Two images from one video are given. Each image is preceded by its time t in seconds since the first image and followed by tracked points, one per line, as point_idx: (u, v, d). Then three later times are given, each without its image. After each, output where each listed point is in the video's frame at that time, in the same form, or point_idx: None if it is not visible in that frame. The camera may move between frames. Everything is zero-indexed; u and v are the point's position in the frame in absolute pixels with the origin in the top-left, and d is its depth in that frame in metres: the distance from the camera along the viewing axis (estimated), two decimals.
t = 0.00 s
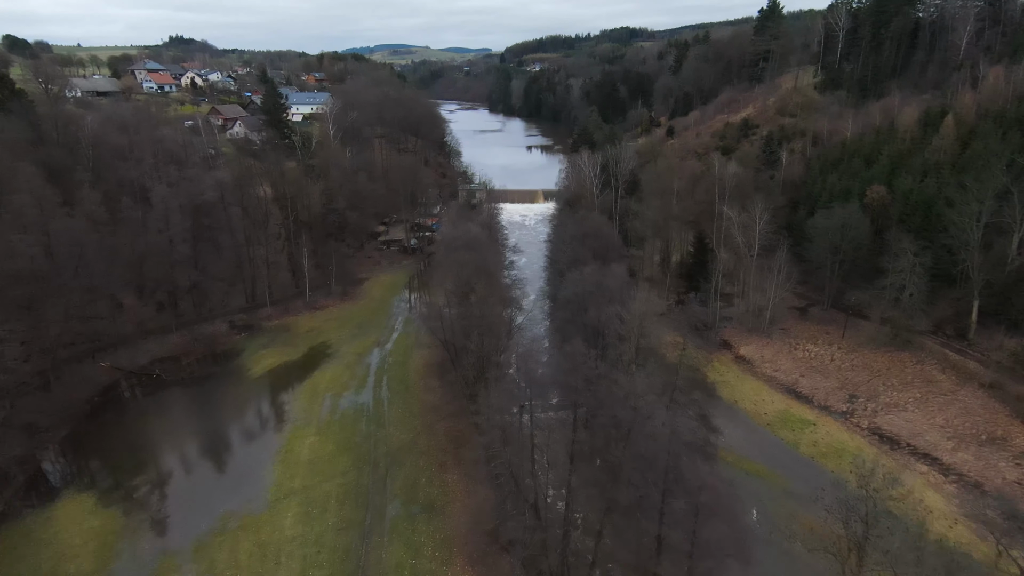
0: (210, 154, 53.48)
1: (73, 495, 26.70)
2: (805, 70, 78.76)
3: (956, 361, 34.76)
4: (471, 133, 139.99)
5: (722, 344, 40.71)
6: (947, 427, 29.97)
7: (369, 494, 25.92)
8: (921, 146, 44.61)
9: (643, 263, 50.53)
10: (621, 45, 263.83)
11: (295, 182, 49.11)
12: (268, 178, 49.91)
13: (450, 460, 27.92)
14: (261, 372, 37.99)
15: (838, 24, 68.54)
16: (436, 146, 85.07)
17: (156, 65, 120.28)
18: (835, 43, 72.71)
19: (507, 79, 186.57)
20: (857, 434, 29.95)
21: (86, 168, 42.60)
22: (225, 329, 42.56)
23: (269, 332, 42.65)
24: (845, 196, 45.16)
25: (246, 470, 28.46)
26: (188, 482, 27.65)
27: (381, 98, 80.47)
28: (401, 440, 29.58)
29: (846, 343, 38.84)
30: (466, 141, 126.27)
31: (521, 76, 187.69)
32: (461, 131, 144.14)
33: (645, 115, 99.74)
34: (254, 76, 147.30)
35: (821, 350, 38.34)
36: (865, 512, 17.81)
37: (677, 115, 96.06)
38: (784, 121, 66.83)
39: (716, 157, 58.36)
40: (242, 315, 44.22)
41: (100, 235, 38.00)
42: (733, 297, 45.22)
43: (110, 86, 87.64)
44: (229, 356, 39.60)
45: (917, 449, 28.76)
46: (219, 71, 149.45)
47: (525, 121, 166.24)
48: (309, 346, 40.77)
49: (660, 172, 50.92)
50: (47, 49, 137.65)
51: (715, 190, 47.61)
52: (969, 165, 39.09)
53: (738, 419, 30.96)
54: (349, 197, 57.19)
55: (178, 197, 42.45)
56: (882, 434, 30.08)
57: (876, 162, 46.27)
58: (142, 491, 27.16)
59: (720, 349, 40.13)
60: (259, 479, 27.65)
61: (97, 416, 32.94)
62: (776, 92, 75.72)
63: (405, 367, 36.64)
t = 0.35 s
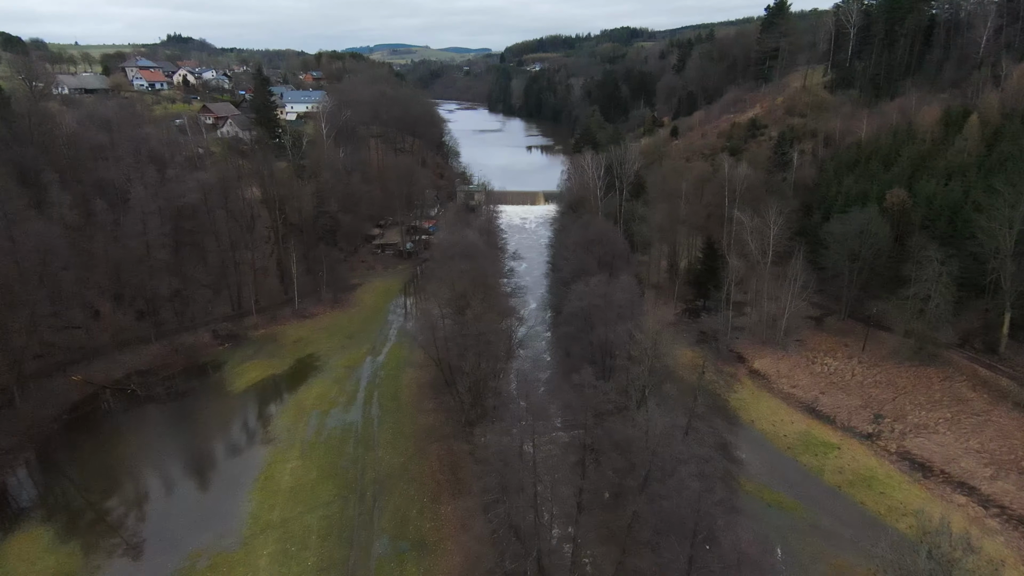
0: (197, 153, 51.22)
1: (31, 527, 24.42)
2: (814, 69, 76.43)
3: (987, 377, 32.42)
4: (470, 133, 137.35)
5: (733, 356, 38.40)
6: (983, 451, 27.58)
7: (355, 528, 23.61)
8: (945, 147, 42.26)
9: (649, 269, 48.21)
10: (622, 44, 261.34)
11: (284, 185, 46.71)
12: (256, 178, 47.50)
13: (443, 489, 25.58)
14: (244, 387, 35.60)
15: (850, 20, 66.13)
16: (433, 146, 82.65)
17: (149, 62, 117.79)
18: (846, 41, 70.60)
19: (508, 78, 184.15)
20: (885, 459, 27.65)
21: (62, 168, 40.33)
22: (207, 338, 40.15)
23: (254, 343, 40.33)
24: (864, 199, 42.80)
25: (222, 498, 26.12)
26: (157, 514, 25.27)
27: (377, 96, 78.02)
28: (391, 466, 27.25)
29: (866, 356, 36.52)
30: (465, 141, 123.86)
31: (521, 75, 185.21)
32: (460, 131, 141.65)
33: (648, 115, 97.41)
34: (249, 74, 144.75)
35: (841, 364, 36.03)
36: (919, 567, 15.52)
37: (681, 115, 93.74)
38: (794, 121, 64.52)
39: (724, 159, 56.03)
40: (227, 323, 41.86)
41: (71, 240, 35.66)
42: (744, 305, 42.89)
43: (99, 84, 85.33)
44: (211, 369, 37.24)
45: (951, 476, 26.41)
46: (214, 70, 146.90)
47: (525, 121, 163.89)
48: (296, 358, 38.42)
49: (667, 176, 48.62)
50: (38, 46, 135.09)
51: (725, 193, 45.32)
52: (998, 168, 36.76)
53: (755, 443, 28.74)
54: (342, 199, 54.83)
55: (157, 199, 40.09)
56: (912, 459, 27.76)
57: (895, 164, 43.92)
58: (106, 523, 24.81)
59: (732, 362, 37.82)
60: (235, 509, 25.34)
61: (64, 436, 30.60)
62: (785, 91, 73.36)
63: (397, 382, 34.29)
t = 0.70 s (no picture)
0: (181, 151, 48.86)
1: None
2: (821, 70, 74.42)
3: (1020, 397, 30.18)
4: (469, 133, 135.04)
5: (745, 371, 36.14)
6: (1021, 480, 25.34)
7: (333, 568, 21.37)
8: (967, 150, 40.07)
9: (654, 277, 46.00)
10: (623, 45, 259.43)
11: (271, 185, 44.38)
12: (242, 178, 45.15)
13: (432, 522, 23.32)
14: (222, 401, 33.23)
15: (861, 19, 64.04)
16: (430, 145, 80.46)
17: (140, 58, 115.27)
18: (856, 40, 68.53)
19: (507, 77, 181.99)
20: (915, 489, 25.40)
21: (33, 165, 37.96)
22: (185, 348, 37.80)
23: (236, 353, 37.98)
24: (882, 205, 40.57)
25: (190, 531, 23.85)
26: (117, 550, 23.01)
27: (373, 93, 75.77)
28: (376, 495, 25.00)
29: (887, 373, 34.27)
30: (463, 141, 121.72)
31: (521, 75, 183.09)
32: (458, 130, 139.60)
33: (651, 115, 95.36)
34: (244, 71, 142.30)
35: (860, 381, 33.78)
36: None
37: (685, 116, 91.65)
38: (803, 123, 62.41)
39: (732, 161, 53.84)
40: (208, 332, 39.52)
41: (38, 243, 33.31)
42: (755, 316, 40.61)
43: (87, 79, 82.98)
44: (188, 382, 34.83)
45: (989, 510, 24.13)
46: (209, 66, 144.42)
47: (525, 121, 161.76)
48: (279, 370, 36.07)
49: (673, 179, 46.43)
50: (28, 40, 132.53)
51: (735, 196, 43.09)
52: None
53: (773, 470, 26.50)
54: (333, 200, 52.54)
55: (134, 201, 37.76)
56: (944, 489, 25.54)
57: (914, 168, 41.75)
58: (60, 561, 22.51)
59: (744, 377, 35.51)
60: (204, 545, 23.07)
61: (23, 457, 28.22)
62: (792, 92, 71.31)
63: (386, 399, 32.01)
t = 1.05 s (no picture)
0: (162, 148, 46.39)
1: None
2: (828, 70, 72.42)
3: None
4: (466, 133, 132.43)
5: (757, 387, 33.84)
6: None
7: None
8: (989, 154, 37.95)
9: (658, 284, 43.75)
10: (622, 45, 257.83)
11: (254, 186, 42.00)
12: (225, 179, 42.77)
13: (419, 562, 21.01)
14: (195, 419, 30.80)
15: (871, 16, 61.95)
16: (426, 144, 78.06)
17: (130, 54, 112.49)
18: (865, 39, 66.43)
19: (506, 77, 179.75)
20: (948, 525, 23.19)
21: None
22: (159, 359, 35.28)
23: (214, 364, 35.57)
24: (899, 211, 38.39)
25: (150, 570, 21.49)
26: None
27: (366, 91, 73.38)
28: (357, 529, 22.66)
29: (908, 390, 32.05)
30: (460, 141, 119.45)
31: (519, 74, 180.80)
32: (455, 130, 137.18)
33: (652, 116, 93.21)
34: (238, 69, 139.56)
35: (880, 399, 31.57)
36: None
37: (686, 116, 90.71)
38: (811, 124, 60.29)
39: (739, 163, 51.66)
40: (185, 341, 37.10)
41: None
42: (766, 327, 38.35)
43: (72, 75, 80.30)
44: (160, 396, 32.32)
45: None
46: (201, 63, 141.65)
47: (523, 122, 159.49)
48: (259, 384, 33.66)
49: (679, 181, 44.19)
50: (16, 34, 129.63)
51: (744, 201, 40.85)
52: None
53: (792, 501, 24.30)
54: (322, 202, 50.14)
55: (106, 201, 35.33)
56: (980, 523, 23.33)
57: (933, 171, 39.58)
58: None
59: (756, 395, 33.27)
60: None
61: None
62: (799, 92, 69.18)
63: (372, 418, 29.67)
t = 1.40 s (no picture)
0: (144, 146, 44.10)
1: None
2: (838, 69, 70.26)
3: None
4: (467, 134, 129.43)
5: (773, 404, 31.60)
6: None
7: None
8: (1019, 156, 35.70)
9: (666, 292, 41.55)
10: (623, 45, 255.69)
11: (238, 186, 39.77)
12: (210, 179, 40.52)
13: None
14: (169, 437, 28.52)
15: (886, 13, 59.75)
16: (424, 144, 75.89)
17: (124, 51, 110.08)
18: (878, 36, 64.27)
19: (506, 77, 177.53)
20: (993, 566, 20.94)
21: None
22: (135, 371, 33.00)
23: (193, 376, 33.28)
24: (923, 215, 36.12)
25: None
26: None
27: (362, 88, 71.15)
28: (338, 568, 20.47)
29: (937, 409, 29.79)
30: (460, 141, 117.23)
31: (520, 74, 178.60)
32: (455, 130, 134.97)
33: (655, 116, 91.16)
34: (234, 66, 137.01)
35: (906, 419, 29.33)
36: None
37: (690, 117, 89.25)
38: (822, 124, 58.09)
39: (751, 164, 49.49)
40: (163, 351, 34.79)
41: None
42: (781, 338, 36.09)
43: (60, 71, 77.95)
44: (133, 412, 30.03)
45: None
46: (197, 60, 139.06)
47: (523, 121, 157.43)
48: (241, 399, 31.44)
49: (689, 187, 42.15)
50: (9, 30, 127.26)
51: (757, 205, 38.66)
52: None
53: (819, 538, 22.05)
54: (313, 203, 47.90)
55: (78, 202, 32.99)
56: None
57: (958, 174, 37.35)
58: None
59: (773, 413, 31.03)
60: None
61: None
62: (809, 91, 67.01)
63: (360, 438, 27.55)
